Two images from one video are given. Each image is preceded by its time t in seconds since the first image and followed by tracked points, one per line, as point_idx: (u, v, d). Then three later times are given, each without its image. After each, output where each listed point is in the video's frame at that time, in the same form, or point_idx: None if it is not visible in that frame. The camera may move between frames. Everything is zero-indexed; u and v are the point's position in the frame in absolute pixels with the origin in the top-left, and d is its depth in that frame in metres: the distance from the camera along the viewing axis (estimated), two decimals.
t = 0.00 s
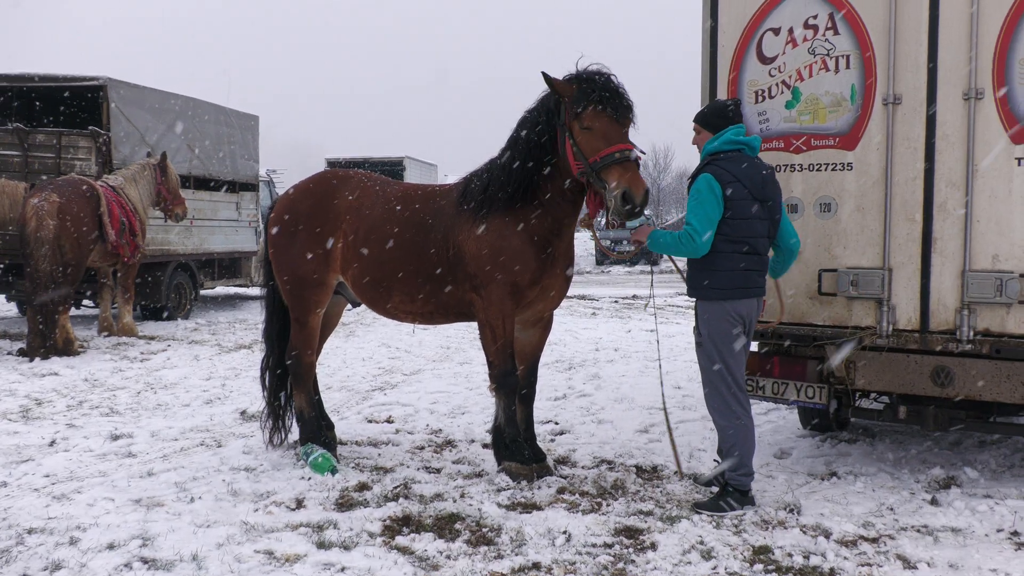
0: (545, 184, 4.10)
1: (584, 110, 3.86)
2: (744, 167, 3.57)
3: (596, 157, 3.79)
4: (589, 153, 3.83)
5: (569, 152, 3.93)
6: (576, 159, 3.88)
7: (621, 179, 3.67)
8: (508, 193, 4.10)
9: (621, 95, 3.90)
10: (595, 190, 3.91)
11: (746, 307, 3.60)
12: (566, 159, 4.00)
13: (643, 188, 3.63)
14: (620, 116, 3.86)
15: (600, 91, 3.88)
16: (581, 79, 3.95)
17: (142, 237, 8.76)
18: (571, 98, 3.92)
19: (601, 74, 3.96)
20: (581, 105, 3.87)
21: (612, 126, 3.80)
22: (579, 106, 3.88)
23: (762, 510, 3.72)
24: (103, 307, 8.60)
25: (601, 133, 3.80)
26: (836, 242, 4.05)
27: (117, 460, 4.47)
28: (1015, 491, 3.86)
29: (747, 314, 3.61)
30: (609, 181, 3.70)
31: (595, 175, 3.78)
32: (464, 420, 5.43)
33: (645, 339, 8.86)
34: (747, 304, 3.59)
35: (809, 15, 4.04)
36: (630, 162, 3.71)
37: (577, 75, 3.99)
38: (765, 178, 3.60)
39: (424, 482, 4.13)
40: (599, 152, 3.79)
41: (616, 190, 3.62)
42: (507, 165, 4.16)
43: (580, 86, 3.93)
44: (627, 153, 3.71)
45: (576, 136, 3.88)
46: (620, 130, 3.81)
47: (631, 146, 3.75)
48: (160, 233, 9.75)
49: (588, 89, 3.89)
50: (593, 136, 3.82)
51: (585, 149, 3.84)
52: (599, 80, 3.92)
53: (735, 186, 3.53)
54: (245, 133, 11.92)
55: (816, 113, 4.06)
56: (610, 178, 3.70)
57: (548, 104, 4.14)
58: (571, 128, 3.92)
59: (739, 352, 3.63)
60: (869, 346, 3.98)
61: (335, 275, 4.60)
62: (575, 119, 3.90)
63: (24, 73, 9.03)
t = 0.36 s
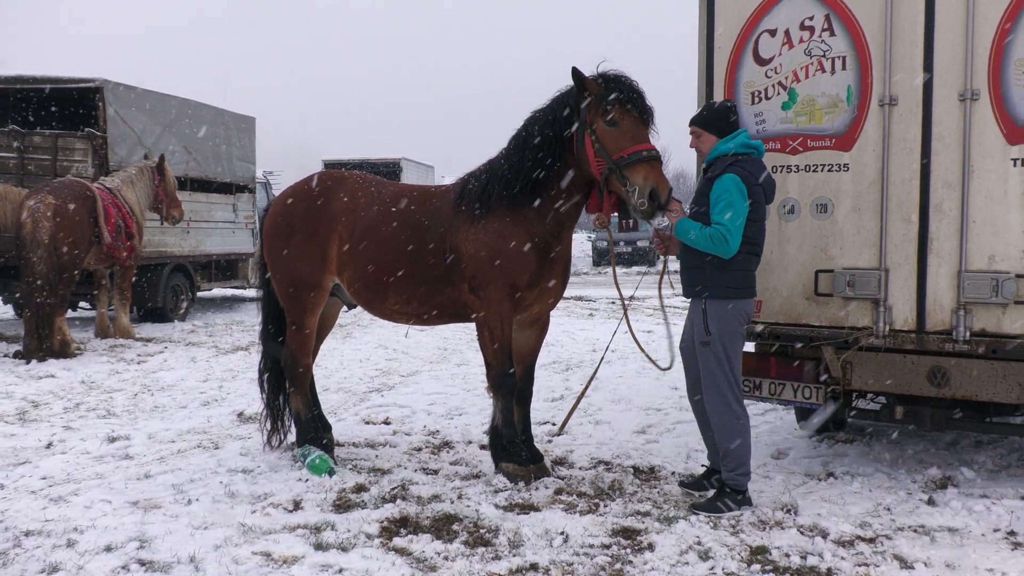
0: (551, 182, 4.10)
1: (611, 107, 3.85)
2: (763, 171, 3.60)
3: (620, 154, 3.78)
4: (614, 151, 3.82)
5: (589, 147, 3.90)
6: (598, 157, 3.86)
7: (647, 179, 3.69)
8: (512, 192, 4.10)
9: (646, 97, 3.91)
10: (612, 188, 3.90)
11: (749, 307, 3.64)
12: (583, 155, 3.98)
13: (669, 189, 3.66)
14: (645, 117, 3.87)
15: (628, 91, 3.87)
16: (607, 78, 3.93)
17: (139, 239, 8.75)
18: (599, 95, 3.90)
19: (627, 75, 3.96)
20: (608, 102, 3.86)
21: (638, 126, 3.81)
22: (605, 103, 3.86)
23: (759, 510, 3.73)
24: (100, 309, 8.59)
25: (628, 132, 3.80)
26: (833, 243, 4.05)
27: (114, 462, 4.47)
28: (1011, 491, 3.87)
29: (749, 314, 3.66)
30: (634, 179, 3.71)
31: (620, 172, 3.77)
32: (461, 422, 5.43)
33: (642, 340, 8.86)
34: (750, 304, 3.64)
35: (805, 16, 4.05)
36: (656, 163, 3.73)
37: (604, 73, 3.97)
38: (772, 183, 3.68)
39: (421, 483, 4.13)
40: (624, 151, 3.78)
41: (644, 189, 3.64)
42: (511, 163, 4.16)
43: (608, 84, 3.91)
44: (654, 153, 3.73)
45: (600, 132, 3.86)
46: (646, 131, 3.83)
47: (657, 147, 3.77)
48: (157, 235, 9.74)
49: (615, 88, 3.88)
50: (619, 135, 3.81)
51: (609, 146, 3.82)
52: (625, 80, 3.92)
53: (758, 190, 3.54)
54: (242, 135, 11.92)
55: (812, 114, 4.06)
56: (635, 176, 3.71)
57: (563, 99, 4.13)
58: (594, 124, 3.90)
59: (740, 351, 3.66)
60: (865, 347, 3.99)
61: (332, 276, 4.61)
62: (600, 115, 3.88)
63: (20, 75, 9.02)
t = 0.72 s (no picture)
0: (548, 176, 4.11)
1: (591, 86, 3.87)
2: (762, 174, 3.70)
3: (605, 128, 3.77)
4: (598, 127, 3.81)
5: (574, 129, 3.90)
6: (584, 135, 3.86)
7: (634, 145, 3.66)
8: (510, 188, 4.10)
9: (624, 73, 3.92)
10: (601, 166, 3.87)
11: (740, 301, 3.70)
12: (570, 139, 3.97)
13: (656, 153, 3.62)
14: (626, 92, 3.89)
15: (606, 68, 3.89)
16: (586, 60, 3.96)
17: (133, 237, 8.73)
18: (578, 78, 3.93)
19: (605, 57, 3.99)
20: (587, 81, 3.88)
21: (619, 99, 3.81)
22: (585, 82, 3.88)
23: (753, 508, 3.74)
24: (93, 307, 8.57)
25: (609, 106, 3.80)
26: (827, 241, 4.06)
27: (107, 460, 4.46)
28: (1003, 488, 3.89)
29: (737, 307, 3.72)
30: (621, 149, 3.69)
31: (607, 146, 3.76)
32: (455, 420, 5.43)
33: (636, 338, 8.87)
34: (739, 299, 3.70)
35: (799, 14, 4.05)
36: (641, 129, 3.70)
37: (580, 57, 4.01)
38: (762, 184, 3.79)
39: (415, 481, 4.13)
40: (608, 123, 3.78)
41: (631, 157, 3.62)
42: (507, 159, 4.15)
43: (585, 65, 3.94)
44: (637, 121, 3.70)
45: (583, 112, 3.87)
46: (627, 104, 3.82)
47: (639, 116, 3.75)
48: (150, 233, 9.71)
49: (593, 67, 3.91)
50: (601, 110, 3.81)
51: (594, 123, 3.83)
52: (602, 60, 3.94)
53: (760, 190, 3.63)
54: (235, 132, 11.89)
55: (806, 112, 4.07)
56: (622, 145, 3.68)
57: (547, 90, 4.11)
58: (577, 106, 3.91)
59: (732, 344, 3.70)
60: (859, 345, 4.00)
61: (327, 274, 4.60)
62: (581, 96, 3.90)
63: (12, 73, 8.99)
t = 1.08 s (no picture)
0: (534, 175, 4.09)
1: (592, 95, 3.85)
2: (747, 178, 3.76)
3: (603, 140, 3.77)
4: (595, 137, 3.80)
5: (571, 136, 3.88)
6: (580, 144, 3.84)
7: (632, 162, 3.67)
8: (498, 188, 4.09)
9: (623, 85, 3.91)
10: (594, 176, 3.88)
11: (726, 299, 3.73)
12: (564, 144, 3.95)
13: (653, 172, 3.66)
14: (624, 102, 3.88)
15: (607, 78, 3.87)
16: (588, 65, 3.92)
17: (121, 238, 8.69)
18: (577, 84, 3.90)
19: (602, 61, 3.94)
20: (587, 89, 3.85)
21: (619, 112, 3.81)
22: (586, 91, 3.85)
23: (742, 506, 3.74)
24: (80, 308, 8.52)
25: (608, 118, 3.80)
26: (814, 240, 4.07)
27: (94, 462, 4.43)
28: (990, 485, 3.90)
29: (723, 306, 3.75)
30: (617, 163, 3.70)
31: (603, 158, 3.76)
32: (444, 420, 5.43)
33: (625, 337, 8.89)
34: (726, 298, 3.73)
35: (786, 14, 4.06)
36: (638, 145, 3.72)
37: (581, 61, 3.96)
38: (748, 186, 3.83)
39: (404, 482, 4.12)
40: (606, 135, 3.78)
41: (629, 173, 3.63)
42: (496, 158, 4.14)
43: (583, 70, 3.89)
44: (636, 137, 3.72)
45: (581, 120, 3.85)
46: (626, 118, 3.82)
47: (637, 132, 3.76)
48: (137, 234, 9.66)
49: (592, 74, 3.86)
50: (599, 122, 3.80)
51: (591, 132, 3.82)
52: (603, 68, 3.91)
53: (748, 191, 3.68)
54: (223, 132, 11.85)
55: (793, 112, 4.08)
56: (620, 160, 3.69)
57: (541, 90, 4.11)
58: (574, 113, 3.89)
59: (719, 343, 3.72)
60: (846, 343, 4.02)
61: (315, 274, 4.59)
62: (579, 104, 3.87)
63: None
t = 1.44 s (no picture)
0: (524, 179, 4.10)
1: (591, 109, 3.84)
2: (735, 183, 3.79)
3: (597, 155, 3.77)
4: (590, 151, 3.81)
5: (565, 147, 3.87)
6: (574, 157, 3.84)
7: (624, 181, 3.70)
8: (485, 192, 4.09)
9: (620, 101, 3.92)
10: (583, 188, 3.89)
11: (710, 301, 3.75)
12: (556, 153, 3.94)
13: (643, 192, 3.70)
14: (620, 120, 3.89)
15: (606, 94, 3.87)
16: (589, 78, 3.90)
17: (106, 242, 8.65)
18: (576, 96, 3.88)
19: (602, 76, 3.96)
20: (587, 104, 3.85)
21: (615, 129, 3.82)
22: (585, 105, 3.85)
23: (729, 508, 3.74)
24: (65, 313, 8.46)
25: (603, 134, 3.80)
26: (799, 242, 4.08)
27: (78, 468, 4.40)
28: (975, 486, 3.92)
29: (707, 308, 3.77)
30: (609, 180, 3.71)
31: (595, 172, 3.76)
32: (431, 423, 5.42)
33: (612, 340, 8.90)
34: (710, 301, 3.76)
35: (770, 17, 4.08)
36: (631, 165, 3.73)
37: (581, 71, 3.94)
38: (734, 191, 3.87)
39: (391, 486, 4.11)
40: (600, 151, 3.78)
41: (621, 192, 3.66)
42: (482, 162, 4.14)
43: (585, 85, 3.88)
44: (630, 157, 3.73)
45: (577, 132, 3.84)
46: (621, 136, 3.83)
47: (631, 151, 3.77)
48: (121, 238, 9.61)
49: (593, 90, 3.86)
50: (594, 138, 3.80)
51: (586, 146, 3.82)
52: (603, 83, 3.90)
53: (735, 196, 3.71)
54: (209, 136, 11.82)
55: (778, 114, 4.09)
56: (611, 177, 3.71)
57: (535, 92, 4.09)
58: (571, 124, 3.87)
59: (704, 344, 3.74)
60: (831, 345, 4.03)
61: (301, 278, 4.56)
62: (577, 117, 3.87)
63: None
